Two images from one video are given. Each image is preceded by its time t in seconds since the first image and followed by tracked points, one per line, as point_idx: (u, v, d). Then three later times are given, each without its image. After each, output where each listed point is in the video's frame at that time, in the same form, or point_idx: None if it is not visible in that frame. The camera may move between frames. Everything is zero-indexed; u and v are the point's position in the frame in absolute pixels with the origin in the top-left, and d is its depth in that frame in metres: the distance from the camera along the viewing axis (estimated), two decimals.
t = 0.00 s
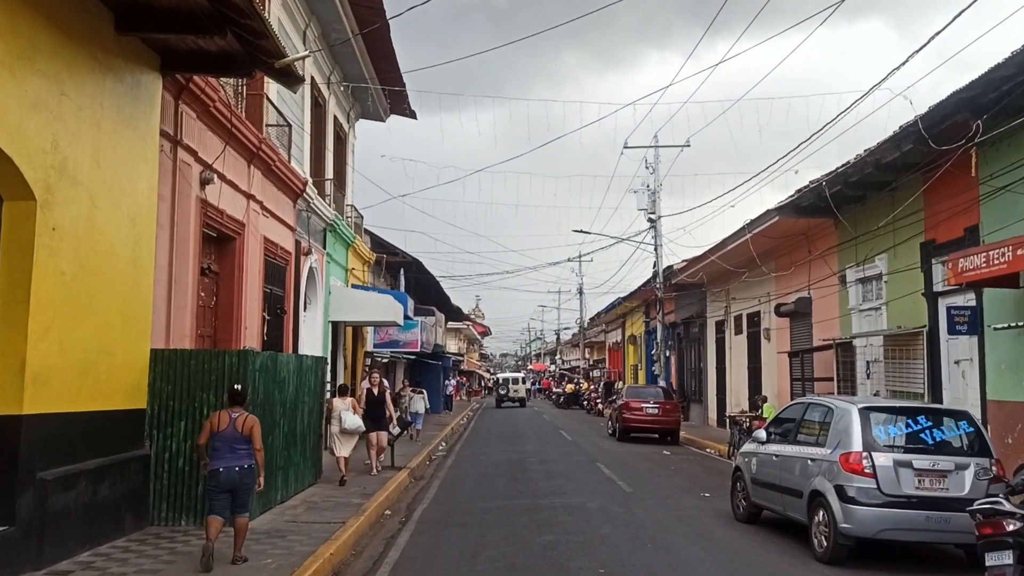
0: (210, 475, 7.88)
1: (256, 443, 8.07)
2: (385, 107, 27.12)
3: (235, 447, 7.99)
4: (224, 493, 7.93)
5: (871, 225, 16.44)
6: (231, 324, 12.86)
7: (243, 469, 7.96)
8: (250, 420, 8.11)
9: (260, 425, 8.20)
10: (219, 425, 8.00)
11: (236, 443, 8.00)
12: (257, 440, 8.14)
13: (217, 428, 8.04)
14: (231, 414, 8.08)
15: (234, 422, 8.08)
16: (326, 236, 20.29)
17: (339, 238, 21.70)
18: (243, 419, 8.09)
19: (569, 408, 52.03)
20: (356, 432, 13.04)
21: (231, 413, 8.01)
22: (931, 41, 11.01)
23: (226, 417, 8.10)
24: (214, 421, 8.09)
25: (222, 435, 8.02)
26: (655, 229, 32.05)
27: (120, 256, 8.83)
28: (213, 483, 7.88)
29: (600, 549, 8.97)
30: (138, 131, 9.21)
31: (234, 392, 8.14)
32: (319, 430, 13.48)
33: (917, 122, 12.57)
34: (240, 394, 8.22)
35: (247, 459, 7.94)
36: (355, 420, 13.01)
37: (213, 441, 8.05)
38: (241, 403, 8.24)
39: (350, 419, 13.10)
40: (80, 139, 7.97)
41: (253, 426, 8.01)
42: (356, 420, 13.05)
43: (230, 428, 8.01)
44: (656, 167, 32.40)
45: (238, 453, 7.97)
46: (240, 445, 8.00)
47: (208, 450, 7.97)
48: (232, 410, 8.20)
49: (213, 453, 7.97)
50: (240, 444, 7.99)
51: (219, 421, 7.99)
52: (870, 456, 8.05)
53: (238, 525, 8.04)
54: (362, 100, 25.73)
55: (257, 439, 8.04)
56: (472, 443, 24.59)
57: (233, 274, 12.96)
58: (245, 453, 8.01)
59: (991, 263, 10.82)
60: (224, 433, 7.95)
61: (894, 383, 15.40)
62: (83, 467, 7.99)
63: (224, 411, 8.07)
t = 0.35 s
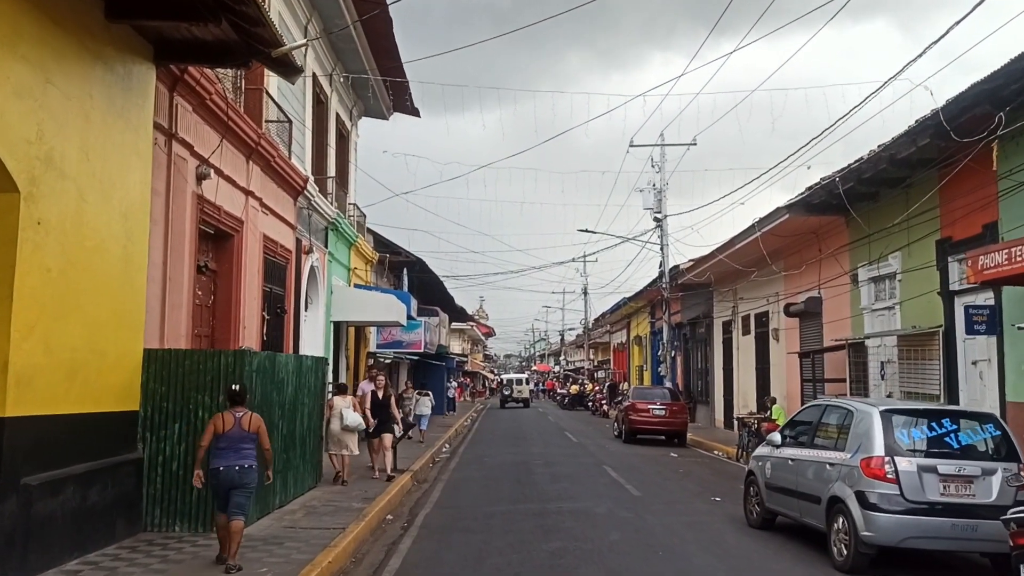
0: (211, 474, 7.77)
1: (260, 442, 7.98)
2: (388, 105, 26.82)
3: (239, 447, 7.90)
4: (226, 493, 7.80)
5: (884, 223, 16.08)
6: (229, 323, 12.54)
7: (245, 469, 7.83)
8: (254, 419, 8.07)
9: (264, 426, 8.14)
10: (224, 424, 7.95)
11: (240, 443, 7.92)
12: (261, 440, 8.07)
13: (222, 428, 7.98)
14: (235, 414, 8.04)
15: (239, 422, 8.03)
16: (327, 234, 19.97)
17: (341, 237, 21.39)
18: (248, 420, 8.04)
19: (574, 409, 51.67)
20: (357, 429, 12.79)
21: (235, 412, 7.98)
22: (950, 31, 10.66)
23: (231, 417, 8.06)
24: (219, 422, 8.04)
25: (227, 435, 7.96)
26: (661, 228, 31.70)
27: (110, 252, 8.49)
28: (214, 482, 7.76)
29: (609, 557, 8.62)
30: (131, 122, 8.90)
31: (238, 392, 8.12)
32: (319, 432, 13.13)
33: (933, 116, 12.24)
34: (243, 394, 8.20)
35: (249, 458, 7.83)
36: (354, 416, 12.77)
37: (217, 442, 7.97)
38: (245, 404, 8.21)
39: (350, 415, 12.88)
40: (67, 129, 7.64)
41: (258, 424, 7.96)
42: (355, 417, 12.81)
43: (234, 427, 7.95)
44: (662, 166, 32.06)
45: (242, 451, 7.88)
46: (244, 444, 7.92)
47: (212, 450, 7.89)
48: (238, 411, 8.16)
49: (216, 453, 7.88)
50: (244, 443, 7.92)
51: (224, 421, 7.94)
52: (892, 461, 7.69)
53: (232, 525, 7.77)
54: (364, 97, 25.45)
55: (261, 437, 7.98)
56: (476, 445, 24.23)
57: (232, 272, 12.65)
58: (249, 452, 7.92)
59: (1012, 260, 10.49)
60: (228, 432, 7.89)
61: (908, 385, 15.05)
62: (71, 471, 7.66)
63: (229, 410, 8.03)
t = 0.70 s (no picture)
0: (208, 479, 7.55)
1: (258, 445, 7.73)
2: (388, 101, 26.50)
3: (235, 451, 7.65)
4: (224, 497, 7.58)
5: (895, 220, 15.74)
6: (224, 321, 12.20)
7: (242, 473, 7.60)
8: (250, 423, 7.78)
9: (261, 428, 7.86)
10: (219, 428, 7.68)
11: (236, 447, 7.66)
12: (259, 443, 7.83)
13: (217, 432, 7.71)
14: (230, 418, 7.76)
15: (235, 426, 7.75)
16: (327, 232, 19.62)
17: (341, 235, 21.07)
18: (244, 422, 7.76)
19: (577, 409, 51.30)
20: (354, 431, 12.70)
21: (231, 416, 7.69)
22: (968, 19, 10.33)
23: (226, 420, 7.77)
24: (214, 425, 7.77)
25: (222, 440, 7.68)
26: (664, 226, 31.37)
27: (97, 246, 8.15)
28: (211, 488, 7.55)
29: (616, 564, 8.29)
30: (119, 112, 8.56)
31: (233, 394, 7.81)
32: (317, 433, 12.78)
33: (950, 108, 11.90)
34: (238, 396, 7.90)
35: (246, 463, 7.58)
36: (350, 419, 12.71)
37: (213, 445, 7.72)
38: (240, 406, 7.91)
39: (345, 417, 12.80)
40: (51, 117, 7.31)
41: (254, 428, 7.68)
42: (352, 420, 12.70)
43: (230, 432, 7.68)
44: (666, 164, 31.73)
45: (239, 456, 7.63)
46: (241, 448, 7.67)
47: (207, 455, 7.65)
48: (233, 413, 7.88)
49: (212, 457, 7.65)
50: (240, 447, 7.67)
51: (219, 425, 7.66)
52: (914, 465, 7.33)
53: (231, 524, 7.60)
54: (365, 92, 25.14)
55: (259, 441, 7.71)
56: (478, 446, 23.89)
57: (227, 269, 12.31)
58: (246, 456, 7.67)
59: None
60: (224, 437, 7.62)
61: (920, 385, 14.69)
62: (54, 475, 7.33)
63: (224, 414, 7.75)
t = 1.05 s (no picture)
0: (206, 476, 7.70)
1: (253, 444, 7.82)
2: (389, 99, 26.23)
3: (232, 449, 7.75)
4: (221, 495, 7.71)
5: (905, 218, 15.45)
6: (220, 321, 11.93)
7: (239, 471, 7.72)
8: (246, 421, 7.87)
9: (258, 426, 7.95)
10: (215, 426, 7.80)
11: (232, 445, 7.76)
12: (256, 441, 7.91)
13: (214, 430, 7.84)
14: (227, 416, 7.87)
15: (231, 424, 7.85)
16: (327, 231, 19.35)
17: (341, 234, 20.80)
18: (240, 420, 7.85)
19: (579, 410, 50.98)
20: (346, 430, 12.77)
21: (226, 415, 7.80)
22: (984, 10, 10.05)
23: (223, 418, 7.89)
24: (212, 423, 7.90)
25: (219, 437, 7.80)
26: (668, 225, 31.09)
27: (85, 243, 7.89)
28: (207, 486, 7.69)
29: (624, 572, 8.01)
30: (109, 106, 8.30)
31: (230, 392, 7.90)
32: (315, 435, 12.49)
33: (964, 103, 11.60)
34: (236, 394, 7.99)
35: (241, 461, 7.69)
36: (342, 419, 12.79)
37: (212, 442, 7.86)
38: (238, 403, 8.01)
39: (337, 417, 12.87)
40: (35, 108, 7.04)
41: (249, 427, 7.78)
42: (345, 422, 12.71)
43: (226, 430, 7.79)
44: (670, 162, 31.45)
45: (235, 454, 7.73)
46: (238, 446, 7.76)
47: (205, 452, 7.79)
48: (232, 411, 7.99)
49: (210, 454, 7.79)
50: (237, 445, 7.76)
51: (215, 423, 7.78)
52: (934, 469, 7.04)
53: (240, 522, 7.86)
54: (366, 90, 24.87)
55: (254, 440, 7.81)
56: (480, 448, 23.60)
57: (223, 268, 12.04)
58: (242, 454, 7.77)
59: None
60: (219, 435, 7.73)
61: (930, 386, 14.41)
62: (39, 481, 7.05)
63: (221, 412, 7.86)
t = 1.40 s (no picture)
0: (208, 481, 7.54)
1: (254, 450, 7.62)
2: (388, 96, 25.92)
3: (233, 455, 7.57)
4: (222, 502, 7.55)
5: (915, 214, 15.12)
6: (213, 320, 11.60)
7: (241, 477, 7.57)
8: (248, 427, 7.66)
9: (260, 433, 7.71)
10: (216, 431, 7.60)
11: (233, 451, 7.58)
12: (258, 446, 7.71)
13: (216, 434, 7.65)
14: (228, 421, 7.66)
15: (232, 429, 7.64)
16: (324, 228, 19.03)
17: (339, 232, 20.48)
18: (241, 427, 7.62)
19: (580, 410, 50.66)
20: (338, 431, 12.70)
21: (228, 420, 7.60)
22: None
23: (225, 423, 7.69)
24: (215, 426, 7.72)
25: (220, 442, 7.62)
26: (670, 223, 30.78)
27: (69, 238, 7.57)
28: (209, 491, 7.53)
29: None
30: (94, 95, 7.97)
31: (231, 397, 7.66)
32: (311, 437, 12.16)
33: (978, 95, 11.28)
34: (239, 398, 7.75)
35: (242, 467, 7.52)
36: (334, 419, 12.74)
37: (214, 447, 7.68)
38: (241, 407, 7.78)
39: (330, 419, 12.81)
40: (15, 97, 6.73)
41: (249, 434, 7.55)
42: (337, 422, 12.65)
43: (227, 436, 7.59)
44: (672, 159, 31.14)
45: (236, 460, 7.56)
46: (238, 452, 7.57)
47: (207, 456, 7.63)
48: (235, 416, 7.77)
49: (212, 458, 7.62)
50: (238, 450, 7.59)
51: (215, 428, 7.59)
52: (958, 473, 6.70)
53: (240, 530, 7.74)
54: (365, 86, 24.55)
55: (254, 446, 7.60)
56: (481, 449, 23.28)
57: (216, 265, 11.71)
58: (243, 459, 7.59)
59: None
60: (220, 441, 7.55)
61: (942, 385, 14.08)
62: (18, 487, 6.73)
63: (223, 416, 7.66)
